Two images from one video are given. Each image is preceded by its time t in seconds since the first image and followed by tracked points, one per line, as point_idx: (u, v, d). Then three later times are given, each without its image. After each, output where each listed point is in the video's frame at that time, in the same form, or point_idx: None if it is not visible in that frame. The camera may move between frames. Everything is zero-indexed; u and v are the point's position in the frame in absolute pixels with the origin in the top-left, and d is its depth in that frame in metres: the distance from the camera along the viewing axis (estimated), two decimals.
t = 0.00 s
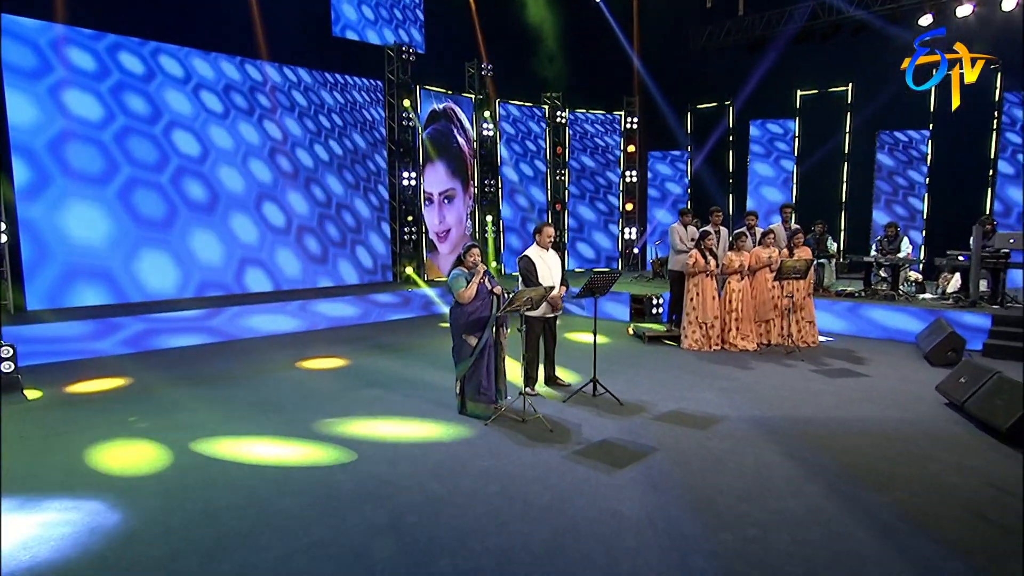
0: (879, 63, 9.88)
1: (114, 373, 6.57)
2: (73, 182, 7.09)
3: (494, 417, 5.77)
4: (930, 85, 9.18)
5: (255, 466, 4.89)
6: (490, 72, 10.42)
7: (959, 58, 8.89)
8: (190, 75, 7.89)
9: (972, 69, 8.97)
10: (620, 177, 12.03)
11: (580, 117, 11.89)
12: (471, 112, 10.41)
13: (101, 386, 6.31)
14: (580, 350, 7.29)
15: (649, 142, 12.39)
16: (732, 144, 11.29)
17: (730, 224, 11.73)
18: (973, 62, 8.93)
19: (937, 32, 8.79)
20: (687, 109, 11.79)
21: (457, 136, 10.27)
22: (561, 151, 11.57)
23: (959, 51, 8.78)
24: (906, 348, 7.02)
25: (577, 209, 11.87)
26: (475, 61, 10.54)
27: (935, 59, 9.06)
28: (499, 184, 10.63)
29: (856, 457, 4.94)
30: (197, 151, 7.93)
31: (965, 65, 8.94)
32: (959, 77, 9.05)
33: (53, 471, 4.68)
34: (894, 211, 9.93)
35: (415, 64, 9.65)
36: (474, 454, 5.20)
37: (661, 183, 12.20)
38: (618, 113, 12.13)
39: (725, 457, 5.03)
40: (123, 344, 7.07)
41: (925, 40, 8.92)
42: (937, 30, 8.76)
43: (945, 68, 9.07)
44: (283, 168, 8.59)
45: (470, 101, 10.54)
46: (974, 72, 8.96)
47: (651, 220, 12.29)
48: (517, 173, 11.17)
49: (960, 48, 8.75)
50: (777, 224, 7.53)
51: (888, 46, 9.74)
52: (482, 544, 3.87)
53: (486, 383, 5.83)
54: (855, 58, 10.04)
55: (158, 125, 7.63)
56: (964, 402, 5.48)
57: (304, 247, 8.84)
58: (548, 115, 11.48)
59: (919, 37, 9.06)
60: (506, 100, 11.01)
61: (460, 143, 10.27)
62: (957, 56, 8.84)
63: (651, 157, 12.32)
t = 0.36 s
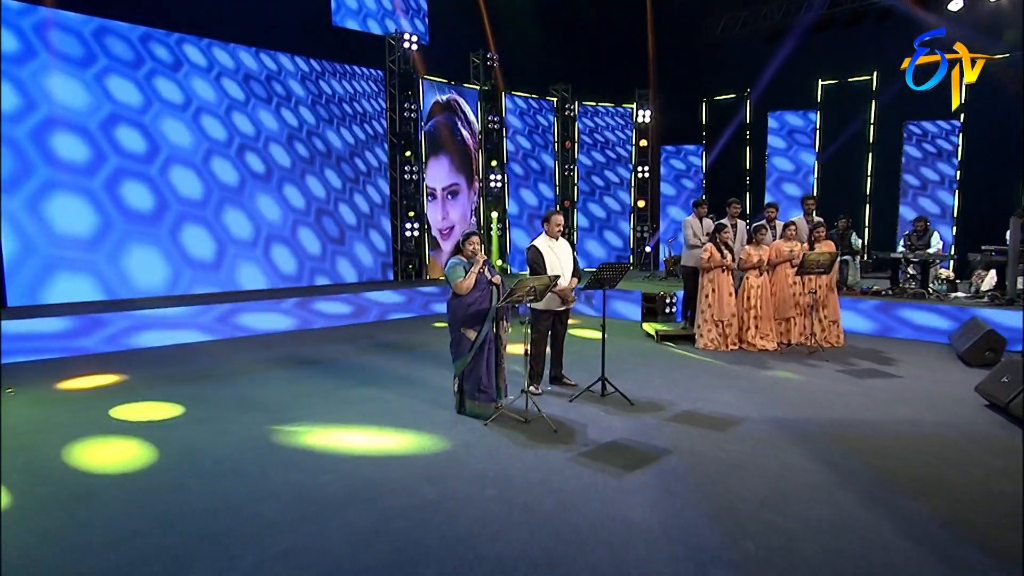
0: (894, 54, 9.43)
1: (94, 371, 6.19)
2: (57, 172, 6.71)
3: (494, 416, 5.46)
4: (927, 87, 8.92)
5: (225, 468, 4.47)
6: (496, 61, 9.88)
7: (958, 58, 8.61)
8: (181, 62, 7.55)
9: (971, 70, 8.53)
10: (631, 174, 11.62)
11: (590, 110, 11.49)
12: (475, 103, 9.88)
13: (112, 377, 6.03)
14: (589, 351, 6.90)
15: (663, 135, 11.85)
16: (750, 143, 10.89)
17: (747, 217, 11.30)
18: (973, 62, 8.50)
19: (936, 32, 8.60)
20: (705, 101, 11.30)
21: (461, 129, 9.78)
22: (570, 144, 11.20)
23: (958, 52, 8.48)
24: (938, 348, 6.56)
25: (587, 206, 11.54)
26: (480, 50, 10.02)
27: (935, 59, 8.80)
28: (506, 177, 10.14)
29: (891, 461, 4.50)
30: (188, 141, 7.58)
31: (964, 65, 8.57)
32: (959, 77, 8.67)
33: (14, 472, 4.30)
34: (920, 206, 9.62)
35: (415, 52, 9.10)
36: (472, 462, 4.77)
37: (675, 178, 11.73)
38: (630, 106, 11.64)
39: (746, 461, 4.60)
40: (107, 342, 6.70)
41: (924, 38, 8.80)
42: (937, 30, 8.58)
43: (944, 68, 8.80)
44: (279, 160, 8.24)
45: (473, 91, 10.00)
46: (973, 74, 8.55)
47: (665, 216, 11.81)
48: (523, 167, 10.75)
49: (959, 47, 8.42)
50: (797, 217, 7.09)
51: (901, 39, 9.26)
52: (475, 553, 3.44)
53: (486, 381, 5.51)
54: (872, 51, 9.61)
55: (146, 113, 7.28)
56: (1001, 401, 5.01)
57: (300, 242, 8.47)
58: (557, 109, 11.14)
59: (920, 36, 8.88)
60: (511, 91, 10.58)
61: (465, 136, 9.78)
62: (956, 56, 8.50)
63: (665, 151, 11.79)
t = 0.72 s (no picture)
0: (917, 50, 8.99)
1: (71, 374, 5.82)
2: (38, 167, 6.28)
3: (493, 421, 5.14)
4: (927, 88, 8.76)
5: (197, 476, 4.10)
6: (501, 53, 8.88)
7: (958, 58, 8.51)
8: (170, 51, 7.12)
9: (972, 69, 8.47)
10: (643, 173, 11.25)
11: (601, 107, 11.21)
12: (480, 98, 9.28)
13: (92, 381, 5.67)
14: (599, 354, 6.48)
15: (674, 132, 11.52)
16: (767, 143, 10.56)
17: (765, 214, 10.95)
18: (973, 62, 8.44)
19: (936, 32, 8.42)
20: (720, 98, 11.00)
21: (465, 124, 9.09)
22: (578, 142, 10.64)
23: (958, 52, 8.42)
24: (975, 352, 6.10)
25: (600, 207, 11.04)
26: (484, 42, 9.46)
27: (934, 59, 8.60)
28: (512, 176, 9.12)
29: (931, 471, 4.05)
30: (178, 135, 7.14)
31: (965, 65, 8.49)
32: (959, 77, 8.60)
33: None
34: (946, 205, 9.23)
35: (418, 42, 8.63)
36: (468, 471, 4.36)
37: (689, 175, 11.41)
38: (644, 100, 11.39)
39: (768, 470, 4.16)
40: (86, 343, 6.27)
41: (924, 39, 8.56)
42: (937, 30, 8.40)
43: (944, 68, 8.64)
44: (274, 156, 7.77)
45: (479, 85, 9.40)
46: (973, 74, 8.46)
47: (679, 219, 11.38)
48: (532, 165, 10.25)
49: (959, 47, 8.34)
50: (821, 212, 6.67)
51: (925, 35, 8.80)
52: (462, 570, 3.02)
53: (485, 382, 5.16)
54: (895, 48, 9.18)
55: (133, 106, 6.85)
56: None
57: (298, 243, 7.97)
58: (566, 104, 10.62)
59: (919, 36, 8.69)
60: (519, 87, 10.24)
61: (469, 132, 9.06)
62: (956, 56, 8.43)
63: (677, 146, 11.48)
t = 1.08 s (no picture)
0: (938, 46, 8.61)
1: (45, 377, 5.49)
2: (20, 162, 5.92)
3: (490, 427, 4.79)
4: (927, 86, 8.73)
5: (162, 485, 3.75)
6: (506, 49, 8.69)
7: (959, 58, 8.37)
8: (157, 43, 6.79)
9: (973, 69, 8.30)
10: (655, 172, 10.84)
11: (611, 103, 10.77)
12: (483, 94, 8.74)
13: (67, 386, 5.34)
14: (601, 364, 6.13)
15: (685, 130, 11.03)
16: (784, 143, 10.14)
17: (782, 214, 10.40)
18: (974, 62, 8.25)
19: (936, 32, 8.35)
20: (733, 92, 10.52)
21: (469, 121, 8.51)
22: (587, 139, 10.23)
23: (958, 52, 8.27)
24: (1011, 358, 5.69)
25: (608, 207, 10.64)
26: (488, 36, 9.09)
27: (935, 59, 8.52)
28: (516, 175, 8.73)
29: (973, 482, 3.65)
30: (165, 130, 6.82)
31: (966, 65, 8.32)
32: (959, 77, 8.48)
33: None
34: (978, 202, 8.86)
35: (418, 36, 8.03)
36: (461, 482, 4.00)
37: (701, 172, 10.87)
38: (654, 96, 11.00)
39: (791, 482, 3.77)
40: (67, 347, 5.93)
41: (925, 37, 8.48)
42: (937, 30, 8.33)
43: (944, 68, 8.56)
44: (267, 152, 7.47)
45: (480, 79, 8.88)
46: (974, 74, 8.31)
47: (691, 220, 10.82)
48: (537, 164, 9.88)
49: (958, 47, 8.21)
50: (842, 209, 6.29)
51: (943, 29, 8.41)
52: None
53: (481, 386, 4.82)
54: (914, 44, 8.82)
55: (118, 99, 6.54)
56: None
57: (291, 243, 7.66)
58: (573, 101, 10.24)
59: (919, 36, 8.62)
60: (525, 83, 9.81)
61: (471, 129, 8.41)
62: (956, 56, 8.30)
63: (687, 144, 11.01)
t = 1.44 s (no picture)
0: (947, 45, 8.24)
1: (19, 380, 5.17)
2: None
3: (487, 434, 4.43)
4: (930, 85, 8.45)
5: (124, 493, 3.40)
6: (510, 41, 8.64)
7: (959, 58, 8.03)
8: (145, 30, 6.36)
9: (972, 69, 7.90)
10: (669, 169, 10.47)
11: (623, 98, 10.44)
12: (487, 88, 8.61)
13: (52, 389, 5.04)
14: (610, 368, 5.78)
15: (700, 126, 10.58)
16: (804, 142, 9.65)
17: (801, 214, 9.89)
18: (973, 62, 7.84)
19: (936, 32, 8.16)
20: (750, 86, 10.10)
21: (471, 116, 8.44)
22: (596, 136, 10.08)
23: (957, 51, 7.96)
24: None
25: (618, 207, 10.34)
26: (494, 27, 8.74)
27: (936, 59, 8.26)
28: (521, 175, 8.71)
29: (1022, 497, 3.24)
30: (154, 123, 6.39)
31: (965, 65, 7.94)
32: (961, 77, 8.10)
33: None
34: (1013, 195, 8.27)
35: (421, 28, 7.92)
36: (452, 494, 3.62)
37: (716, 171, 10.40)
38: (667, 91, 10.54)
39: (817, 495, 3.38)
40: (46, 349, 5.58)
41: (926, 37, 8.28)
42: (936, 29, 8.14)
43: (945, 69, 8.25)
44: (260, 148, 6.99)
45: (485, 72, 8.68)
46: (974, 74, 7.91)
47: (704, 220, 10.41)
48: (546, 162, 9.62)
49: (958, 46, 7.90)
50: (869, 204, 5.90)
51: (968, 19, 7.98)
52: None
53: (478, 389, 4.46)
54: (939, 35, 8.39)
55: (103, 89, 6.11)
56: None
57: (287, 243, 7.20)
58: (583, 96, 10.07)
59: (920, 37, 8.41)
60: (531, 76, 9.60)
61: (476, 125, 8.46)
62: (957, 55, 7.95)
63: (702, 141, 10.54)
